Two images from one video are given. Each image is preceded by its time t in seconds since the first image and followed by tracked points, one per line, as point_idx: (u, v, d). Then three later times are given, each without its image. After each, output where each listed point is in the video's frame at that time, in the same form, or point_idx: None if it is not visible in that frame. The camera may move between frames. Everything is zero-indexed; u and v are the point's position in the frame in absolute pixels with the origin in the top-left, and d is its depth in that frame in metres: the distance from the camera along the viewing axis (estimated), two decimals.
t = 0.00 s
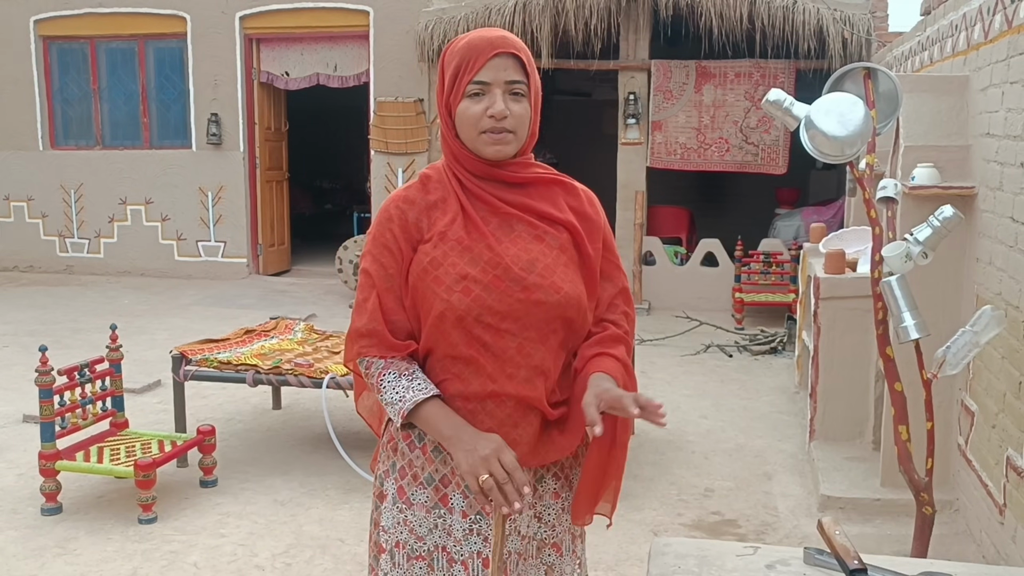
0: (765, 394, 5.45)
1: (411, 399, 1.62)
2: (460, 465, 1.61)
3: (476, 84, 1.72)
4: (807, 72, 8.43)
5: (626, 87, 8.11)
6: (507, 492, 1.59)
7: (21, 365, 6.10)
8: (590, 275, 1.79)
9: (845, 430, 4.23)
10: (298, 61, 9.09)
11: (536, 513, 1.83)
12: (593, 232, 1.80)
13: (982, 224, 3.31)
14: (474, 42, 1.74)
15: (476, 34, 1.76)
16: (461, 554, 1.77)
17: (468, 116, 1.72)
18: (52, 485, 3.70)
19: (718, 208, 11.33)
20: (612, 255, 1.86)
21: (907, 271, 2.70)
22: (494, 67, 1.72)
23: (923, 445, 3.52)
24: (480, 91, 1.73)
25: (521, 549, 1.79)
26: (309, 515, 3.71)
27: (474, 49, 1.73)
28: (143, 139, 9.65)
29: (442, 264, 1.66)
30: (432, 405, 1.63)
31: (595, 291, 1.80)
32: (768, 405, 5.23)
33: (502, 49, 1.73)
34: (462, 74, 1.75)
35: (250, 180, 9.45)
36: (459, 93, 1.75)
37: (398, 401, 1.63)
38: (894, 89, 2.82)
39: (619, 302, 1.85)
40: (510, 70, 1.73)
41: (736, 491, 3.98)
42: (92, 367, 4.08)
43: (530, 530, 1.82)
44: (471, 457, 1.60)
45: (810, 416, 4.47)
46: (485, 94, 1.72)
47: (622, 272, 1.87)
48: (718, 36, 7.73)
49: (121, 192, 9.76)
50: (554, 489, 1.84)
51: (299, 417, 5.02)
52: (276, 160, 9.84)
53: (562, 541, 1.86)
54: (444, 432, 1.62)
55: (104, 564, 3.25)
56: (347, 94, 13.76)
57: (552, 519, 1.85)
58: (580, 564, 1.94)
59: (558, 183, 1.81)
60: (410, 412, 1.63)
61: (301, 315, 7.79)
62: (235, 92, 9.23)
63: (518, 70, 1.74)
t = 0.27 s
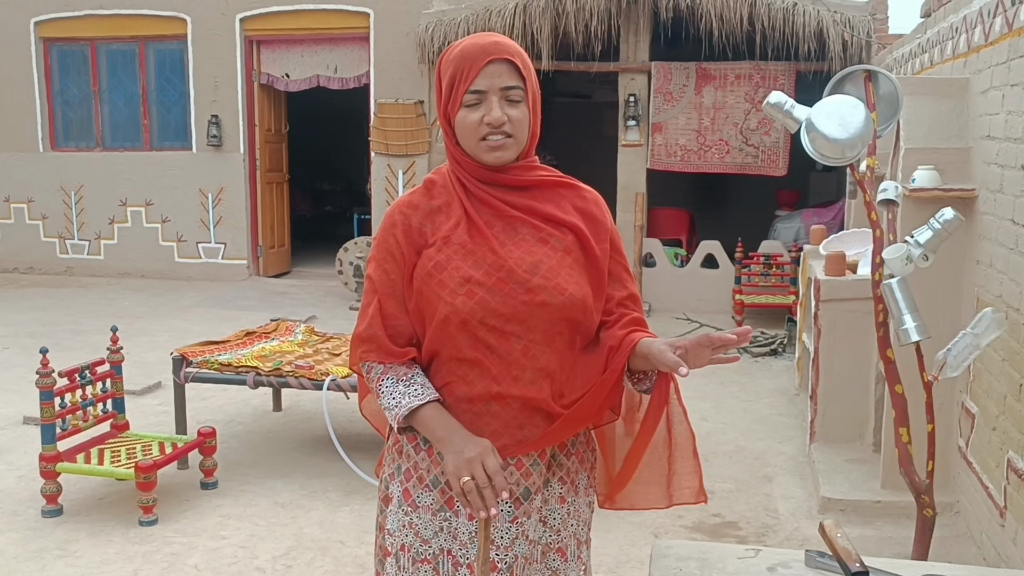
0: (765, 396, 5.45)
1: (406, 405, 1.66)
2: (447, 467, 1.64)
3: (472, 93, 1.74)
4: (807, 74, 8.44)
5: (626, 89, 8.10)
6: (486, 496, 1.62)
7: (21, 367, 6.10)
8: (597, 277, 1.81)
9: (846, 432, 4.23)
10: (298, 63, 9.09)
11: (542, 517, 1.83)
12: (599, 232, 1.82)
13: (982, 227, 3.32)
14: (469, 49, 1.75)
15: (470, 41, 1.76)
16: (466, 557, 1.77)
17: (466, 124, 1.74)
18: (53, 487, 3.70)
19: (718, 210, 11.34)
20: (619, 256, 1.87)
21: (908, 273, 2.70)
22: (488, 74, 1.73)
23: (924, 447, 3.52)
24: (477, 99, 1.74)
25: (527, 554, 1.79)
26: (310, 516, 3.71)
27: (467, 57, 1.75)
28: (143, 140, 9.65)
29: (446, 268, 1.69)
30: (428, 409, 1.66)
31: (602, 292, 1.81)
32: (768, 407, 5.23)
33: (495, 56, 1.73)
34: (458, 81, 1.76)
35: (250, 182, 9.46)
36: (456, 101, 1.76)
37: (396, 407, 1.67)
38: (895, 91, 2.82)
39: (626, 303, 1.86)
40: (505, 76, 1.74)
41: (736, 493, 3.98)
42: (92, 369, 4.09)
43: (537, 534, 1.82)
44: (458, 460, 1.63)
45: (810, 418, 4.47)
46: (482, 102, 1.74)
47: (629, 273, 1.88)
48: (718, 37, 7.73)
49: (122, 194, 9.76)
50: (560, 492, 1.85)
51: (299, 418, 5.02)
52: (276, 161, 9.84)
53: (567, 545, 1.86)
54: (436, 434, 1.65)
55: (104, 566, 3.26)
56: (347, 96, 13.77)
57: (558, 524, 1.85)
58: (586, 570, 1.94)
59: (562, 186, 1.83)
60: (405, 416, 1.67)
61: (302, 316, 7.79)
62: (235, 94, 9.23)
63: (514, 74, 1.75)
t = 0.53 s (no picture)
0: (765, 399, 5.45)
1: (396, 411, 1.67)
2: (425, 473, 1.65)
3: (470, 98, 1.75)
4: (807, 77, 8.44)
5: (626, 92, 8.11)
6: (450, 506, 1.61)
7: (21, 369, 6.10)
8: (598, 281, 1.81)
9: (846, 434, 4.23)
10: (298, 66, 9.10)
11: (544, 521, 1.84)
12: (600, 237, 1.82)
13: (981, 229, 3.32)
14: (466, 54, 1.77)
15: (468, 46, 1.78)
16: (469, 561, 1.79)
17: (464, 128, 1.75)
18: (53, 489, 3.70)
19: (718, 213, 11.34)
20: (620, 260, 1.88)
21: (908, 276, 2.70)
22: (485, 79, 1.74)
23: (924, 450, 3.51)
24: (474, 104, 1.75)
25: (530, 557, 1.80)
26: (310, 519, 3.71)
27: (464, 62, 1.76)
28: (143, 143, 9.66)
29: (445, 271, 1.70)
30: (416, 417, 1.67)
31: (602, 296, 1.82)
32: (768, 410, 5.23)
33: (491, 61, 1.74)
34: (456, 87, 1.77)
35: (250, 184, 9.46)
36: (455, 106, 1.78)
37: (386, 411, 1.68)
38: (895, 94, 2.82)
39: (627, 308, 1.86)
40: (502, 80, 1.75)
41: (736, 496, 3.98)
42: (93, 372, 4.09)
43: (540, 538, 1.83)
44: (437, 468, 1.64)
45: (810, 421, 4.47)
46: (480, 106, 1.75)
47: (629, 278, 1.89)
48: (718, 40, 7.74)
49: (122, 196, 9.77)
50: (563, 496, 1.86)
51: (299, 421, 5.02)
52: (276, 164, 9.85)
53: (569, 549, 1.87)
54: (421, 440, 1.66)
55: (104, 569, 3.25)
56: (347, 98, 13.77)
57: (560, 527, 1.86)
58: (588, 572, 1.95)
59: (563, 190, 1.84)
60: (394, 423, 1.68)
61: (302, 319, 7.79)
62: (235, 96, 9.24)
63: (512, 78, 1.76)
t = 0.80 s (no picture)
0: (763, 399, 5.45)
1: (378, 409, 1.69)
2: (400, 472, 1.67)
3: (465, 94, 1.75)
4: (805, 78, 8.45)
5: (623, 92, 8.10)
6: (419, 511, 1.63)
7: (18, 370, 6.09)
8: (591, 282, 1.80)
9: (844, 435, 4.23)
10: (296, 66, 9.09)
11: (534, 521, 1.84)
12: (595, 239, 1.82)
13: (979, 230, 3.32)
14: (463, 51, 1.77)
15: (464, 42, 1.78)
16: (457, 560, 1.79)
17: (458, 125, 1.76)
18: (50, 490, 3.69)
19: (716, 213, 11.35)
20: (615, 262, 1.87)
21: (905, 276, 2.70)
22: (481, 75, 1.74)
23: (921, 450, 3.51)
24: (470, 100, 1.76)
25: (519, 558, 1.80)
26: (307, 520, 3.71)
27: (460, 59, 1.76)
28: (141, 143, 9.65)
29: (436, 271, 1.71)
30: (398, 414, 1.69)
31: (596, 298, 1.81)
32: (766, 410, 5.23)
33: (487, 57, 1.75)
34: (451, 83, 1.78)
35: (248, 185, 9.45)
36: (450, 102, 1.78)
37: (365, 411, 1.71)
38: (892, 94, 2.82)
39: (622, 310, 1.86)
40: (498, 77, 1.75)
41: (734, 496, 3.98)
42: (90, 372, 4.08)
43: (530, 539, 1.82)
44: (412, 470, 1.66)
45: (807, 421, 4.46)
46: (474, 102, 1.75)
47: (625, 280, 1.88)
48: (716, 41, 7.75)
49: (120, 197, 9.76)
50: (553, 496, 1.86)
51: (297, 422, 5.02)
52: (274, 164, 9.84)
53: (559, 549, 1.86)
54: (400, 438, 1.68)
55: (102, 570, 3.25)
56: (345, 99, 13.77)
57: (550, 527, 1.85)
58: (579, 572, 1.94)
59: (559, 191, 1.84)
60: (376, 421, 1.70)
61: (299, 319, 7.78)
62: (233, 96, 9.23)
63: (505, 77, 1.76)
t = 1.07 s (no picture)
0: (761, 399, 5.45)
1: (364, 415, 1.69)
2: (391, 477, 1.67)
3: (449, 91, 1.74)
4: (803, 78, 8.46)
5: (622, 92, 8.08)
6: (417, 518, 1.65)
7: (16, 369, 6.08)
8: (575, 277, 1.81)
9: (842, 434, 4.23)
10: (294, 66, 9.09)
11: (524, 519, 1.85)
12: (577, 236, 1.84)
13: (977, 229, 3.32)
14: (446, 49, 1.75)
15: (446, 40, 1.77)
16: (449, 562, 1.79)
17: (441, 124, 1.74)
18: (48, 490, 3.69)
19: (714, 213, 11.35)
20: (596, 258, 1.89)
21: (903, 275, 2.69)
22: (467, 73, 1.73)
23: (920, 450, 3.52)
24: (453, 98, 1.74)
25: (511, 557, 1.82)
26: (305, 519, 3.71)
27: (445, 57, 1.75)
28: (139, 143, 9.64)
29: (420, 274, 1.69)
30: (385, 419, 1.69)
31: (581, 295, 1.82)
32: (764, 410, 5.23)
33: (474, 56, 1.74)
34: (434, 80, 1.76)
35: (246, 184, 9.45)
36: (432, 101, 1.76)
37: (353, 417, 1.70)
38: (891, 94, 2.82)
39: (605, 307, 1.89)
40: (482, 76, 1.74)
41: (732, 496, 3.98)
42: (88, 372, 4.08)
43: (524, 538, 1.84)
44: (405, 478, 1.66)
45: (805, 421, 4.47)
46: (458, 100, 1.74)
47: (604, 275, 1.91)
48: (715, 41, 7.75)
49: (117, 196, 9.75)
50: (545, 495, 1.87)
51: (295, 421, 5.01)
52: (273, 164, 9.84)
53: (549, 548, 1.88)
54: (388, 442, 1.68)
55: (99, 570, 3.24)
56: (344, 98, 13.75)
57: (541, 527, 1.87)
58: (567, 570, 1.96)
59: (538, 187, 1.84)
60: (361, 427, 1.70)
61: (297, 319, 7.78)
62: (232, 96, 9.23)
63: (491, 76, 1.75)
